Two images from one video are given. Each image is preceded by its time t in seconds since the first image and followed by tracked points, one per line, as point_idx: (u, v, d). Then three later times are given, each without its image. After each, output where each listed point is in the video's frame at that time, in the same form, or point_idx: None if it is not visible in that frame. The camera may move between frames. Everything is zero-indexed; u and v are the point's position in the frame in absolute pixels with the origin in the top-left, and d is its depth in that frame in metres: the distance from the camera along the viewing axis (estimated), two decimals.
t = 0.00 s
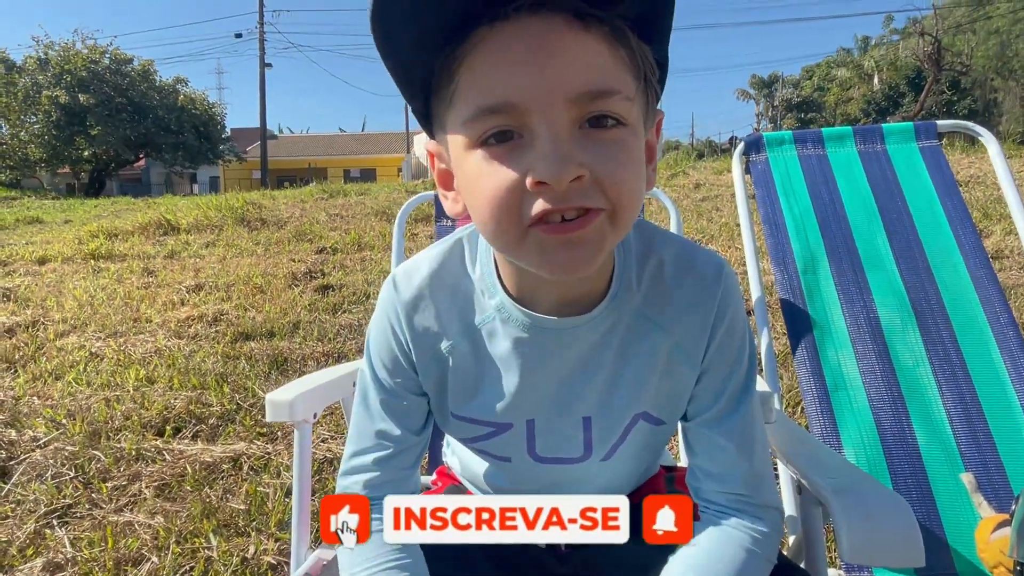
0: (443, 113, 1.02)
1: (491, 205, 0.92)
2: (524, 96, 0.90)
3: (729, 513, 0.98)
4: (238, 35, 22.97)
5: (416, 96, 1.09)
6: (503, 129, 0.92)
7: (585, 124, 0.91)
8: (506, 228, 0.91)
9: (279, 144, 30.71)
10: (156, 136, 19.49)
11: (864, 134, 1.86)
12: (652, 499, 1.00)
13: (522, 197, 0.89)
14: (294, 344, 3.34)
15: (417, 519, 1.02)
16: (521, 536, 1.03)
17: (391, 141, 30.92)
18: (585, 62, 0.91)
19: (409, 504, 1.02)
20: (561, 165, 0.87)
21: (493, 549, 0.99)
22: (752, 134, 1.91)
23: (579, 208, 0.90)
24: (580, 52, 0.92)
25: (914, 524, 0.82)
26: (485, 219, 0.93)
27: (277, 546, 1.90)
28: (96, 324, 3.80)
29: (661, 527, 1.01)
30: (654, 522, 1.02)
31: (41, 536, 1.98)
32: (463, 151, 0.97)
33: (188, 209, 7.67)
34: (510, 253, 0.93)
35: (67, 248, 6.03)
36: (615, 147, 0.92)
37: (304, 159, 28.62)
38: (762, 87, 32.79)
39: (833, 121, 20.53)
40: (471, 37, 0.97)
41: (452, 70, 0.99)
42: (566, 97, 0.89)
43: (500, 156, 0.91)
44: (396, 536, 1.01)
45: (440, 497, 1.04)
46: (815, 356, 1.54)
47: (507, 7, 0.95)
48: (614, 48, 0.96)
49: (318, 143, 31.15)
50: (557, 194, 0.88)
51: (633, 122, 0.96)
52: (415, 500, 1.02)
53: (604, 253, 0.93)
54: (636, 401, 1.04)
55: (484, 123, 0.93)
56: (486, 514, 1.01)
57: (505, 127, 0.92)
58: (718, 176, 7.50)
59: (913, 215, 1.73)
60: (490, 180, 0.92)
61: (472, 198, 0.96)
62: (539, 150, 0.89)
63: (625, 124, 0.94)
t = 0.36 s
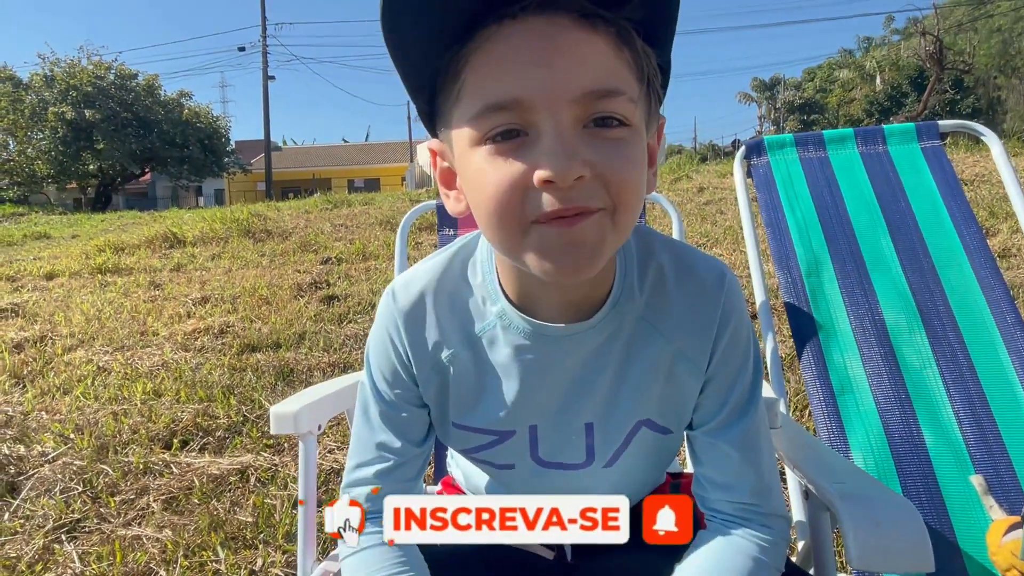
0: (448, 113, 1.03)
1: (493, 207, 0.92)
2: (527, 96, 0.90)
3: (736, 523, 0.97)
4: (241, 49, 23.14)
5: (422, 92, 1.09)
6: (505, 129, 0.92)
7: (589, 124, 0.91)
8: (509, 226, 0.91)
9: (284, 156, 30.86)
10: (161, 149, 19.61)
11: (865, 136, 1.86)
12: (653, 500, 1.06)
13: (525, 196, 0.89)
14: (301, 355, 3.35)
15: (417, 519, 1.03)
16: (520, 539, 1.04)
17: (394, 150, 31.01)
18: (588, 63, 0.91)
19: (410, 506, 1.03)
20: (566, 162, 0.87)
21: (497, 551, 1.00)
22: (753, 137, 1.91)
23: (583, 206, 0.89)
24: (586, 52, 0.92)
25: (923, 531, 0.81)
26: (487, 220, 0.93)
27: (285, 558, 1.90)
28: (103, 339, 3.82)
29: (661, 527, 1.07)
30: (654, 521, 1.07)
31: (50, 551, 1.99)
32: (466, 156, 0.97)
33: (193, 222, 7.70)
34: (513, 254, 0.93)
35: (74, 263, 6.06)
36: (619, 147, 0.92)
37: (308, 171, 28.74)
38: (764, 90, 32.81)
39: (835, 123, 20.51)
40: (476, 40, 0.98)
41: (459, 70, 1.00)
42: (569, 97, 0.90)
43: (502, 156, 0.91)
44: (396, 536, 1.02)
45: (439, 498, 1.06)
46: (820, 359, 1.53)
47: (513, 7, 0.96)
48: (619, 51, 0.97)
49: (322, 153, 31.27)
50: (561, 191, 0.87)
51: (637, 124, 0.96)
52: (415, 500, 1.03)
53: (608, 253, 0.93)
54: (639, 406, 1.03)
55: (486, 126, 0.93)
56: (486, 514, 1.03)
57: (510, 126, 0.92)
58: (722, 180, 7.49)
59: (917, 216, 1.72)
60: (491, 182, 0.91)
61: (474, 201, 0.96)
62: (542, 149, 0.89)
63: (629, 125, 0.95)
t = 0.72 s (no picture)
0: (454, 117, 1.03)
1: (499, 205, 0.92)
2: (531, 95, 0.90)
3: (743, 522, 0.98)
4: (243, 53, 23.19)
5: (428, 97, 1.10)
6: (508, 127, 0.92)
7: (594, 121, 0.92)
8: (516, 225, 0.91)
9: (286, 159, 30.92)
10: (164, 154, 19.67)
11: (869, 134, 1.86)
12: (654, 500, 1.07)
13: (532, 192, 0.90)
14: (306, 358, 3.35)
15: (417, 519, 1.04)
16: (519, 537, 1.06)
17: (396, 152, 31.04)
18: (592, 62, 0.92)
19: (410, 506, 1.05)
20: (571, 158, 0.88)
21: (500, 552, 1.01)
22: (756, 136, 1.90)
23: (589, 200, 0.90)
24: (590, 52, 0.92)
25: (933, 529, 0.81)
26: (494, 218, 0.93)
27: (293, 561, 1.91)
28: (109, 343, 3.83)
29: (666, 528, 1.07)
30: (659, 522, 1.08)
31: (60, 556, 2.00)
32: (471, 158, 0.98)
33: (197, 226, 7.72)
34: (520, 251, 0.94)
35: (78, 268, 6.08)
36: (623, 143, 0.92)
37: (310, 174, 28.78)
38: (765, 88, 32.77)
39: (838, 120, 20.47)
40: (480, 42, 0.98)
41: (462, 76, 1.01)
42: (574, 94, 0.90)
43: (507, 154, 0.92)
44: (397, 536, 1.02)
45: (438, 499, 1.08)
46: (826, 358, 1.53)
47: (518, 7, 0.96)
48: (621, 51, 0.97)
49: (324, 156, 31.32)
50: (567, 186, 0.88)
51: (641, 121, 0.97)
52: (415, 500, 1.05)
53: (614, 248, 0.93)
54: (647, 405, 1.03)
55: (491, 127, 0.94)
56: (486, 514, 1.06)
57: (514, 125, 0.92)
58: (724, 179, 7.48)
59: (922, 214, 1.72)
60: (497, 180, 0.92)
61: (480, 201, 0.96)
62: (547, 146, 0.89)
63: (633, 122, 0.95)
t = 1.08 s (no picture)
0: (445, 117, 1.04)
1: (491, 206, 0.93)
2: (519, 96, 0.90)
3: (743, 517, 0.98)
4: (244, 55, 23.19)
5: (419, 99, 1.10)
6: (496, 129, 0.93)
7: (583, 121, 0.92)
8: (506, 224, 0.93)
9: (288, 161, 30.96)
10: (167, 156, 19.72)
11: (870, 128, 1.86)
12: (653, 500, 1.08)
13: (522, 195, 0.91)
14: (309, 358, 3.36)
15: (417, 519, 1.05)
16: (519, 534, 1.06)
17: (398, 153, 31.06)
18: (581, 62, 0.92)
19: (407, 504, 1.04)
20: (559, 159, 0.88)
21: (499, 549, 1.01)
22: (756, 132, 1.90)
23: (579, 201, 0.91)
24: (580, 53, 0.92)
25: (935, 523, 0.81)
26: (486, 219, 0.94)
27: (298, 560, 1.92)
28: (113, 345, 3.85)
29: (667, 527, 1.08)
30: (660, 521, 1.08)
31: (66, 556, 2.01)
32: (462, 158, 0.98)
33: (200, 228, 7.74)
34: (512, 250, 0.95)
35: (82, 271, 6.10)
36: (612, 143, 0.92)
37: (313, 175, 28.82)
38: (767, 85, 32.73)
39: (840, 116, 20.42)
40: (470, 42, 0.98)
41: (455, 75, 1.00)
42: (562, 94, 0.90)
43: (498, 156, 0.92)
44: (396, 535, 1.03)
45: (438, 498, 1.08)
46: (828, 354, 1.53)
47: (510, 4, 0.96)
48: (610, 50, 0.97)
49: (326, 157, 31.35)
50: (554, 188, 0.89)
51: (631, 119, 0.97)
52: (415, 500, 1.05)
53: (605, 247, 0.94)
54: (643, 402, 1.04)
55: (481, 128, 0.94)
56: (486, 514, 1.06)
57: (503, 126, 0.92)
58: (726, 176, 7.47)
59: (923, 209, 1.72)
60: (490, 181, 0.93)
61: (471, 201, 0.97)
62: (536, 147, 0.90)
63: (624, 121, 0.95)
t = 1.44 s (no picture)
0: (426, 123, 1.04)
1: (472, 212, 0.93)
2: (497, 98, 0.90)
3: (747, 520, 0.97)
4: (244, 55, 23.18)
5: (410, 101, 1.10)
6: (475, 132, 0.93)
7: (560, 119, 0.91)
8: (487, 231, 0.91)
9: (290, 161, 30.98)
10: (168, 157, 19.75)
11: (873, 126, 1.85)
12: (653, 500, 1.07)
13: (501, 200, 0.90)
14: (312, 358, 3.36)
15: (417, 519, 1.03)
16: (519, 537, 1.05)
17: (399, 152, 31.06)
18: (557, 61, 0.92)
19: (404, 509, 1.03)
20: (536, 161, 0.87)
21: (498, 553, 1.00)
22: (759, 131, 1.90)
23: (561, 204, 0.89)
24: (556, 52, 0.92)
25: (942, 520, 0.81)
26: (468, 225, 0.94)
27: (302, 561, 1.92)
28: (117, 346, 3.85)
29: (664, 527, 1.07)
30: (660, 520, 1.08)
31: (70, 558, 2.01)
32: (444, 165, 0.98)
33: (202, 228, 7.75)
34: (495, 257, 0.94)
35: (85, 272, 6.11)
36: (593, 143, 0.91)
37: (314, 175, 28.83)
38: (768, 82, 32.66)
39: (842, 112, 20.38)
40: (445, 46, 0.99)
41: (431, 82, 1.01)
42: (538, 97, 0.89)
43: (478, 160, 0.92)
44: (396, 536, 1.02)
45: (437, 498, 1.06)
46: (833, 353, 1.52)
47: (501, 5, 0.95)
48: (588, 48, 0.97)
49: (327, 157, 31.37)
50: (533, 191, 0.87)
51: (611, 117, 0.96)
52: (415, 500, 1.03)
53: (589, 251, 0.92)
54: (640, 409, 1.03)
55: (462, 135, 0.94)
56: (486, 514, 1.04)
57: (482, 128, 0.92)
58: (728, 174, 7.46)
59: (928, 206, 1.71)
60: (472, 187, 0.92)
61: (456, 210, 0.97)
62: (515, 151, 0.89)
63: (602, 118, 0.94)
